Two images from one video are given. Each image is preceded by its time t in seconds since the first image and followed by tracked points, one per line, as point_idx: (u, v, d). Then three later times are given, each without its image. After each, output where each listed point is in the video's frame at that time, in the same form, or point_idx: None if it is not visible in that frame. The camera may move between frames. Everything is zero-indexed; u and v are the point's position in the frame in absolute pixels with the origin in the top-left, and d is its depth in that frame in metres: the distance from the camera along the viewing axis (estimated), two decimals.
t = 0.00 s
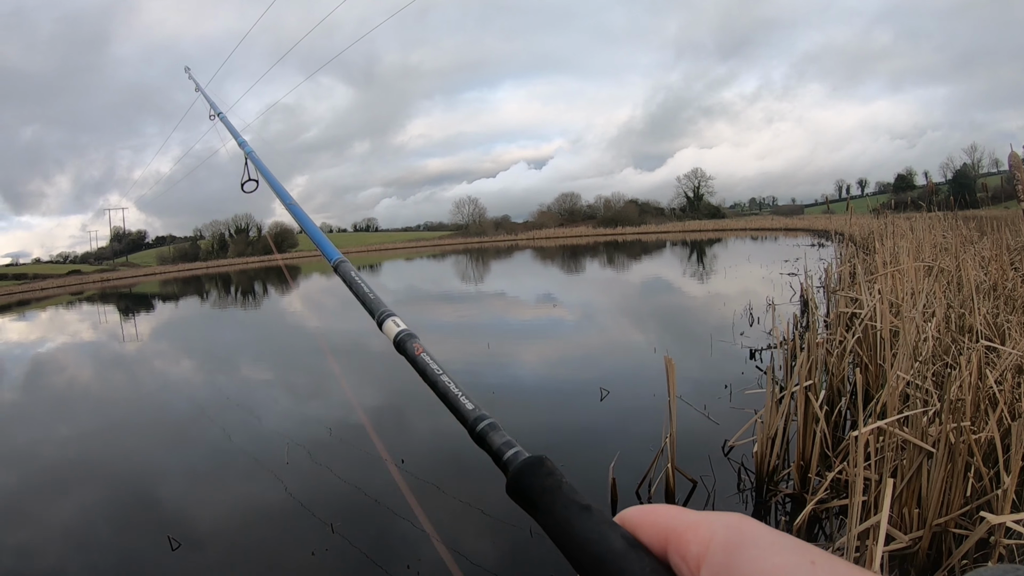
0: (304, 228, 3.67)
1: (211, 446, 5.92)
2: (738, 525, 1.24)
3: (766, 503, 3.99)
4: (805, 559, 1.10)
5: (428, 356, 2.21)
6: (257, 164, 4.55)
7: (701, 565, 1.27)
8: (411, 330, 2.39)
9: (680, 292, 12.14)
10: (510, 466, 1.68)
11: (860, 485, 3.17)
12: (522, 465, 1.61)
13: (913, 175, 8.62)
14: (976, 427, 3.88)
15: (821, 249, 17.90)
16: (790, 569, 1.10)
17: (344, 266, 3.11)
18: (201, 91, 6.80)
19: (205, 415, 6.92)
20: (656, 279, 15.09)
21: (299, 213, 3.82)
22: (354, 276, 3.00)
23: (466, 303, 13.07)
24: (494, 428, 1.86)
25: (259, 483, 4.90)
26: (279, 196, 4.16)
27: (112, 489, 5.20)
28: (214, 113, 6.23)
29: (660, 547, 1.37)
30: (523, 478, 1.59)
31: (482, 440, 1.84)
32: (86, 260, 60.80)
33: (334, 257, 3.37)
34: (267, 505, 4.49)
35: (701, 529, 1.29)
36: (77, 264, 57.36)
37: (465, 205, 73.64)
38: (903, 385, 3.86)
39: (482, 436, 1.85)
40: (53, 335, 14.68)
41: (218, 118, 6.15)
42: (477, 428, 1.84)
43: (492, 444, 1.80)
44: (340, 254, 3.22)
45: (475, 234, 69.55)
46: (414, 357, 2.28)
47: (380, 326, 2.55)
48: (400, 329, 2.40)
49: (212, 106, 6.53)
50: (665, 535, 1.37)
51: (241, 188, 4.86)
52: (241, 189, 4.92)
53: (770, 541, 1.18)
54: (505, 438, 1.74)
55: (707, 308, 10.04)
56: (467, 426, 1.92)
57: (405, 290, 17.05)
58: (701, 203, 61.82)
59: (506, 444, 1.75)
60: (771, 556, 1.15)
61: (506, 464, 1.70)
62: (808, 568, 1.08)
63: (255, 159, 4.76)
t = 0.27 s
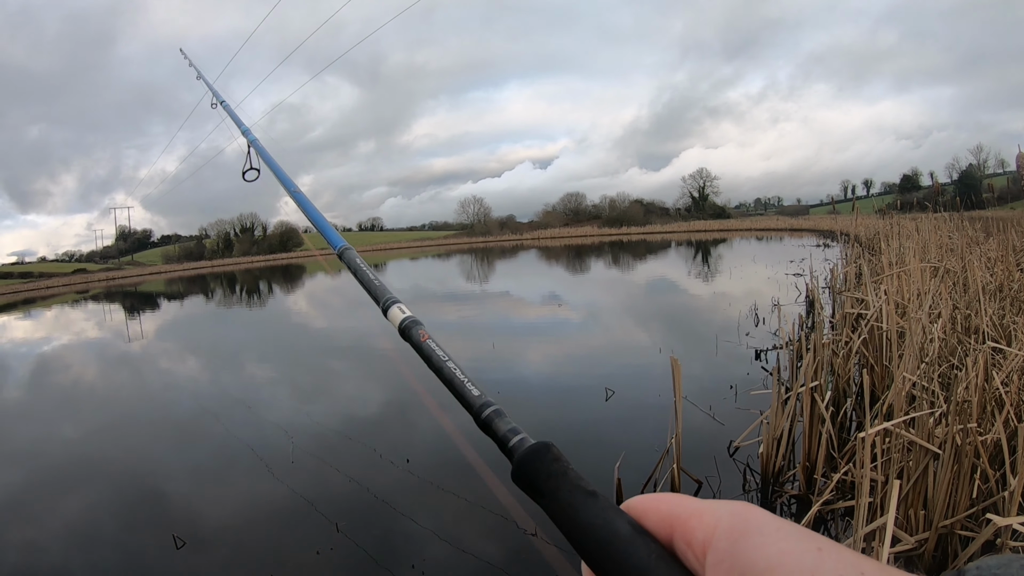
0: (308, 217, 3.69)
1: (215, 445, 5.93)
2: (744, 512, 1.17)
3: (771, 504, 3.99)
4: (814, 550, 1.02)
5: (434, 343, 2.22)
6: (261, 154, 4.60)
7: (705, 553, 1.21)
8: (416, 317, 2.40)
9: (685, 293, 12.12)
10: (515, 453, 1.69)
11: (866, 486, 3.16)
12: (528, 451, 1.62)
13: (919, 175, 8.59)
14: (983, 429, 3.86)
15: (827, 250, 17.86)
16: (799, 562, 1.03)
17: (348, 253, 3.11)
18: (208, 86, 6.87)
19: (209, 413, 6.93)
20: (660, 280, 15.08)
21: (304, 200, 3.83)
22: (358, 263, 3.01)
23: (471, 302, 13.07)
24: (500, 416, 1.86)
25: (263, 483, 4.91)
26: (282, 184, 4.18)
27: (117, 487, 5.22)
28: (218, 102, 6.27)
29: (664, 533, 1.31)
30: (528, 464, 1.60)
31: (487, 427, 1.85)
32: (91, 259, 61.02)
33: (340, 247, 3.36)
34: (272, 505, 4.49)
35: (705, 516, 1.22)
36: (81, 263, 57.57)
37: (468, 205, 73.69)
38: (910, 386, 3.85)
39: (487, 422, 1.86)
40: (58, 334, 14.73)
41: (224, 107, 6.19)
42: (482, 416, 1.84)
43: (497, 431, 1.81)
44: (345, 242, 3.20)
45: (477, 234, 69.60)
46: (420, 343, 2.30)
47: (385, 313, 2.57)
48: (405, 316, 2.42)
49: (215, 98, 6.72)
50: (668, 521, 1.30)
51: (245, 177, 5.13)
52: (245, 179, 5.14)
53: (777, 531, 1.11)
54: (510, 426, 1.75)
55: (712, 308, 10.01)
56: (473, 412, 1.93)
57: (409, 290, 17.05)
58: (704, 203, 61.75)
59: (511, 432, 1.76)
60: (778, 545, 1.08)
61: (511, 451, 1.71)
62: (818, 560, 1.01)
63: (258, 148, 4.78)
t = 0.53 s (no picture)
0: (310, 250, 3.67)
1: (220, 443, 5.94)
2: (746, 540, 1.27)
3: (776, 505, 3.97)
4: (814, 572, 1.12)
5: (436, 376, 2.18)
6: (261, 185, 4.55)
7: None
8: (419, 351, 2.36)
9: (690, 292, 12.12)
10: (521, 486, 1.66)
11: (872, 487, 3.13)
12: (532, 485, 1.59)
13: (925, 176, 8.57)
14: (989, 431, 3.83)
15: (832, 250, 17.85)
16: None
17: (350, 284, 3.08)
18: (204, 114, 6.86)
19: (214, 412, 6.96)
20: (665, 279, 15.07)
21: (306, 235, 3.83)
22: (360, 297, 2.99)
23: (476, 302, 13.09)
24: (504, 447, 1.83)
25: (268, 481, 4.92)
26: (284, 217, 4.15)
27: (122, 485, 5.23)
28: (216, 130, 6.26)
29: (669, 563, 1.37)
30: (533, 497, 1.57)
31: (492, 460, 1.81)
32: (96, 257, 61.31)
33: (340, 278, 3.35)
34: (276, 504, 4.50)
35: (710, 544, 1.31)
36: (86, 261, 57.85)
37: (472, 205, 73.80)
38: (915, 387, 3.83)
39: (492, 455, 1.83)
40: (65, 331, 14.81)
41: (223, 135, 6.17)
42: (486, 449, 1.81)
43: (502, 463, 1.78)
44: (346, 273, 3.19)
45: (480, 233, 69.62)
46: (423, 377, 2.25)
47: (388, 347, 2.54)
48: (408, 349, 2.38)
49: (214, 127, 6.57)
50: (675, 551, 1.37)
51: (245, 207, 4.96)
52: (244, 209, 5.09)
53: (777, 557, 1.21)
54: (514, 458, 1.72)
55: (717, 308, 10.01)
56: (477, 445, 1.90)
57: (414, 289, 17.11)
58: (708, 203, 61.64)
59: (516, 464, 1.74)
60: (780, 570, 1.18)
61: (516, 485, 1.68)
62: None
63: (258, 178, 4.76)
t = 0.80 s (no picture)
0: (314, 227, 3.65)
1: (225, 442, 5.95)
2: (749, 524, 1.26)
3: (781, 505, 3.97)
4: (817, 558, 1.11)
5: (436, 352, 2.15)
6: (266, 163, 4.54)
7: (713, 565, 1.29)
8: (418, 326, 2.32)
9: (695, 292, 12.10)
10: (517, 463, 1.64)
11: (877, 488, 3.13)
12: (527, 462, 1.56)
13: (930, 176, 8.55)
14: (995, 432, 3.82)
15: (837, 250, 17.80)
16: (802, 569, 1.12)
17: (353, 260, 3.06)
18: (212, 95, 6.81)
19: (219, 410, 6.97)
20: (670, 279, 15.05)
21: (309, 211, 3.80)
22: (362, 273, 2.96)
23: (480, 301, 13.09)
24: (501, 425, 1.80)
25: (273, 480, 4.93)
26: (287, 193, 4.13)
27: (126, 484, 5.24)
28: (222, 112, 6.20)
29: (670, 546, 1.39)
30: (529, 475, 1.54)
31: (490, 438, 1.78)
32: (100, 256, 61.53)
33: (341, 255, 3.34)
34: (281, 502, 4.51)
35: (711, 528, 1.31)
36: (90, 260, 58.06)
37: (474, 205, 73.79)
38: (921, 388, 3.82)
39: (489, 433, 1.80)
40: (70, 330, 14.86)
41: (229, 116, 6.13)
42: (483, 426, 1.78)
43: (499, 441, 1.75)
44: (347, 250, 3.16)
45: (483, 233, 69.64)
46: (421, 352, 2.23)
47: (387, 321, 2.50)
48: (407, 324, 2.34)
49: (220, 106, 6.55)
50: (676, 534, 1.38)
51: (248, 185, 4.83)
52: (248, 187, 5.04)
53: (781, 542, 1.20)
54: (511, 436, 1.70)
55: (722, 308, 9.99)
56: (475, 422, 1.87)
57: (418, 288, 17.11)
58: (712, 203, 61.54)
59: (513, 442, 1.70)
60: (782, 555, 1.18)
61: (512, 462, 1.65)
62: (822, 568, 1.10)
63: (263, 156, 4.74)
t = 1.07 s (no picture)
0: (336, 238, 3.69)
1: (229, 441, 5.96)
2: (754, 526, 1.25)
3: (786, 506, 3.97)
4: (818, 560, 1.11)
5: (455, 361, 2.19)
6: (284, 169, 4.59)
7: (717, 566, 1.27)
8: (439, 337, 2.37)
9: (700, 292, 12.08)
10: (533, 469, 1.66)
11: (883, 488, 3.11)
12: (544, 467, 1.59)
13: (936, 175, 8.52)
14: (1001, 432, 3.80)
15: (842, 249, 17.74)
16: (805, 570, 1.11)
17: (372, 271, 3.08)
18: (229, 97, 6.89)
19: (224, 409, 6.98)
20: (675, 279, 15.03)
21: (331, 223, 3.85)
22: (383, 283, 2.99)
23: (484, 301, 13.08)
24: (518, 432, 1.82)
25: (277, 479, 4.94)
26: (308, 206, 4.19)
27: (131, 482, 5.26)
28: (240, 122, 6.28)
29: (676, 548, 1.37)
30: (545, 478, 1.57)
31: (507, 444, 1.80)
32: (105, 255, 61.78)
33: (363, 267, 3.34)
34: (285, 501, 4.51)
35: (717, 530, 1.29)
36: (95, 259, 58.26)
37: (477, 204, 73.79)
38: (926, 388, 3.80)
39: (506, 438, 1.82)
40: (75, 329, 14.91)
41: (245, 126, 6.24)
42: (501, 432, 1.81)
43: (516, 447, 1.77)
44: (369, 261, 3.17)
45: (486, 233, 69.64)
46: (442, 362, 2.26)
47: (408, 332, 2.55)
48: (427, 334, 2.39)
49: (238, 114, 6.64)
50: (682, 536, 1.37)
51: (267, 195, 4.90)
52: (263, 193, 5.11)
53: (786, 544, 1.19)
54: (528, 441, 1.72)
55: (727, 308, 9.97)
56: (493, 429, 1.89)
57: (422, 288, 17.12)
58: (716, 203, 61.42)
59: (530, 447, 1.72)
60: (789, 556, 1.17)
61: (529, 467, 1.68)
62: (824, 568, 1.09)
63: (283, 167, 4.80)
